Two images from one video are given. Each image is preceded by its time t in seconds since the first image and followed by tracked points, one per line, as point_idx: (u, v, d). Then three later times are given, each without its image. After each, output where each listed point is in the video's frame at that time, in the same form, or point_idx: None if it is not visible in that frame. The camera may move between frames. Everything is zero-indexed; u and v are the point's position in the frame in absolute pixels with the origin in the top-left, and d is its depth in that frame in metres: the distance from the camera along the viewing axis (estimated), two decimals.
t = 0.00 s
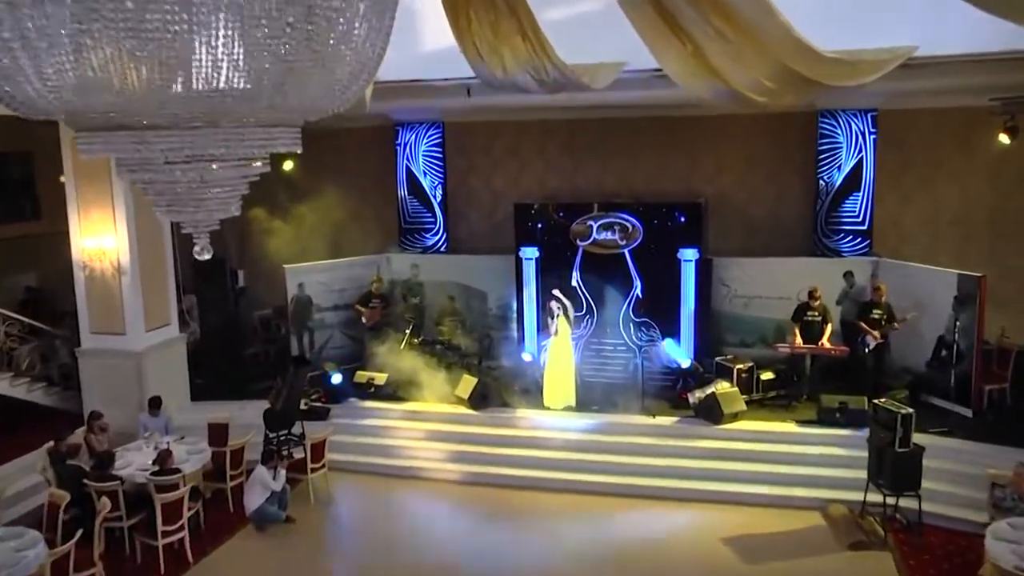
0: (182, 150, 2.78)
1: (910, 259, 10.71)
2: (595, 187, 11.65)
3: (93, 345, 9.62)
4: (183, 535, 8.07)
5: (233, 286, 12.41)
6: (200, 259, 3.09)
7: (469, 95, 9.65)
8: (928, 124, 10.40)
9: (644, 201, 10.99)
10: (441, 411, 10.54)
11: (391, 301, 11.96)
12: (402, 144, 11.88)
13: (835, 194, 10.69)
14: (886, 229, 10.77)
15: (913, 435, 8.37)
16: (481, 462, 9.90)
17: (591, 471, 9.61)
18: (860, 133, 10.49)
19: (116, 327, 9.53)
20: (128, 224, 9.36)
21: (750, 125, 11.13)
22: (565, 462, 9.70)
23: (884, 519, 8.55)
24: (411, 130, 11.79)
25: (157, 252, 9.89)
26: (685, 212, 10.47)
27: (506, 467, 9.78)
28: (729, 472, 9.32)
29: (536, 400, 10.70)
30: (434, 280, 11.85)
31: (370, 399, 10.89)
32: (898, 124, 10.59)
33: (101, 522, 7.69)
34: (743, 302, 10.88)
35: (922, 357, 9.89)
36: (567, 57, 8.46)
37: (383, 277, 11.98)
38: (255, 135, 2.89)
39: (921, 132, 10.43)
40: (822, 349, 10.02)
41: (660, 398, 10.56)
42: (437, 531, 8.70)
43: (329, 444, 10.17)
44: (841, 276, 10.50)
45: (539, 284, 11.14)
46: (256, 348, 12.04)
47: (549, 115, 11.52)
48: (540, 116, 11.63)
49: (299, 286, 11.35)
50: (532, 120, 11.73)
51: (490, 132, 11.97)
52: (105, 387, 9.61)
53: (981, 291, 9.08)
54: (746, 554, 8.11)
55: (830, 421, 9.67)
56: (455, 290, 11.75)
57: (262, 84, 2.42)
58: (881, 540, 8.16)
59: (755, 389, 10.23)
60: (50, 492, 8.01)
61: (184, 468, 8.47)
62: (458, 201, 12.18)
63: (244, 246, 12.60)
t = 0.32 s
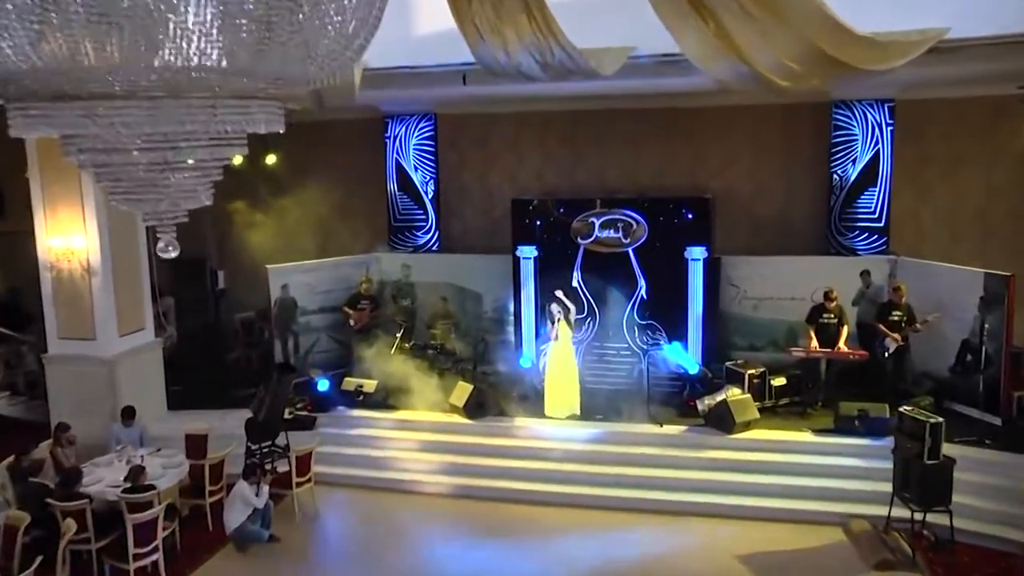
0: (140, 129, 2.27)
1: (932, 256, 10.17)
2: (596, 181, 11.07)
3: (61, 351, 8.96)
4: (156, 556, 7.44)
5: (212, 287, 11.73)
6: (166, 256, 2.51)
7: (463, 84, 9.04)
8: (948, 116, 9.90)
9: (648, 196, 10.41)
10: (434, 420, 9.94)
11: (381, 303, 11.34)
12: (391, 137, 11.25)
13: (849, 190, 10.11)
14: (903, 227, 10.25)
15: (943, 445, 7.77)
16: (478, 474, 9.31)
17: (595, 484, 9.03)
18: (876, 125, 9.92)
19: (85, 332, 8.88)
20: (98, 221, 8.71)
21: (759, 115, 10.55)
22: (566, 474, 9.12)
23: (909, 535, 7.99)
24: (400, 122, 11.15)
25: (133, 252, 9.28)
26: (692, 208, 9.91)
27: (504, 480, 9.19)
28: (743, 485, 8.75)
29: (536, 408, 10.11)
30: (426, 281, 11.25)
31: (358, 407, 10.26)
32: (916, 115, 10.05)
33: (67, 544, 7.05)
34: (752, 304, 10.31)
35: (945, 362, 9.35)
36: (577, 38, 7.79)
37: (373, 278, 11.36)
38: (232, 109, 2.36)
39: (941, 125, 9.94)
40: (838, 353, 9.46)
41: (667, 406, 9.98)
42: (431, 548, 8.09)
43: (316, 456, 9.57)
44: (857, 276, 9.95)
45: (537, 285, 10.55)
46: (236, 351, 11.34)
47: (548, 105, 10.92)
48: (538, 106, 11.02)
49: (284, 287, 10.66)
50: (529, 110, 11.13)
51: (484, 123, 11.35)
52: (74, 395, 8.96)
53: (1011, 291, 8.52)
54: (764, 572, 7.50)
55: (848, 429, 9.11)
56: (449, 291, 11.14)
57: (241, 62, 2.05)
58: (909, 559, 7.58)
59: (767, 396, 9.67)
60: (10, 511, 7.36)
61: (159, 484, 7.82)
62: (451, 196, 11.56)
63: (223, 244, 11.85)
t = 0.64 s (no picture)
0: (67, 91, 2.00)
1: (954, 253, 9.62)
2: (594, 176, 10.49)
3: (21, 358, 8.28)
4: None
5: (187, 289, 11.08)
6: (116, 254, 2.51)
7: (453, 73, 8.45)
8: (968, 107, 9.39)
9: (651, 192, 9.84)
10: (425, 429, 9.36)
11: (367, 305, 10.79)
12: (377, 129, 10.65)
13: (863, 185, 9.59)
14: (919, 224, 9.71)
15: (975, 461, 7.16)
16: (471, 489, 8.71)
17: (597, 498, 8.45)
18: (892, 116, 9.40)
19: (48, 338, 8.22)
20: (61, 218, 8.06)
21: (767, 106, 9.99)
22: (566, 488, 8.54)
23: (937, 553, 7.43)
24: (386, 114, 10.55)
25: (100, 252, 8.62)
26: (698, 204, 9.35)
27: (499, 495, 8.60)
28: (756, 499, 8.18)
29: (533, 417, 9.52)
30: (415, 282, 10.69)
31: (343, 416, 9.65)
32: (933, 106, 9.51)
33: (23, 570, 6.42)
34: (760, 306, 9.77)
35: (968, 366, 8.81)
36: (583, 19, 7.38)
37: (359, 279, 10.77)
38: (179, 78, 2.14)
39: (960, 116, 9.43)
40: (856, 358, 8.88)
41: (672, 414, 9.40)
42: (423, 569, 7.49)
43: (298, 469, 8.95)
44: (872, 276, 9.40)
45: (534, 286, 9.99)
46: (214, 357, 10.50)
47: (543, 95, 10.33)
48: (532, 96, 10.42)
49: (264, 289, 9.94)
50: (523, 101, 10.53)
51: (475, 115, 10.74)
52: (35, 406, 8.29)
53: None
54: None
55: (865, 439, 8.56)
56: (439, 293, 10.60)
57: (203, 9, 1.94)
58: None
59: (779, 403, 9.12)
60: None
61: (126, 503, 7.15)
62: (441, 192, 10.94)
63: (199, 246, 11.29)
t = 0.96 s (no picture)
0: None
1: (966, 252, 9.11)
2: (588, 169, 9.92)
3: None
4: None
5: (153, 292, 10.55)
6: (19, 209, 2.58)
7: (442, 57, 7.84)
8: (986, 94, 8.84)
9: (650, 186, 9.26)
10: (411, 439, 8.76)
11: (348, 307, 10.21)
12: (358, 121, 10.01)
13: (875, 179, 9.02)
14: (934, 220, 9.16)
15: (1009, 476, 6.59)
16: (459, 504, 8.11)
17: (596, 514, 7.87)
18: (907, 105, 8.84)
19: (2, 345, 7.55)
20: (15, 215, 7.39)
21: (771, 94, 9.42)
22: (562, 504, 7.95)
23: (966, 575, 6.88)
24: (369, 104, 9.93)
25: (60, 251, 7.99)
26: (701, 199, 8.80)
27: (490, 510, 8.01)
28: (766, 515, 7.61)
29: (525, 426, 8.92)
30: (399, 283, 10.09)
31: (323, 426, 9.03)
32: (950, 94, 8.95)
33: None
34: (766, 307, 9.21)
35: (991, 371, 8.27)
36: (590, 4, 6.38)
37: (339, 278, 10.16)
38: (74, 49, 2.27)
39: (977, 104, 8.88)
40: (871, 362, 8.30)
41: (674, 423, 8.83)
42: None
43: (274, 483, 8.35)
44: (886, 275, 8.85)
45: (526, 287, 9.41)
46: (185, 365, 9.84)
47: (536, 83, 9.73)
48: (523, 85, 9.83)
49: (238, 290, 9.23)
50: (513, 91, 9.94)
51: (463, 107, 10.13)
52: None
53: None
54: None
55: (881, 449, 8.01)
56: (425, 295, 10.01)
57: None
58: None
59: (787, 411, 8.58)
60: None
61: (84, 526, 6.48)
62: (427, 187, 10.34)
63: (166, 247, 10.88)
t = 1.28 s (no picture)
0: None
1: (983, 248, 8.58)
2: (580, 162, 9.34)
3: None
4: None
5: (115, 294, 9.88)
6: None
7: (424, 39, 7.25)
8: (1004, 82, 8.31)
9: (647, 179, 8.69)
10: (391, 451, 8.15)
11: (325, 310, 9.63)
12: (335, 111, 9.40)
13: (886, 171, 8.47)
14: (948, 215, 8.62)
15: None
16: (443, 522, 7.51)
17: (590, 532, 7.29)
18: (919, 93, 8.31)
19: None
20: None
21: (775, 82, 8.86)
22: (554, 521, 7.36)
23: None
24: (346, 93, 9.32)
25: (6, 247, 7.22)
26: (701, 194, 8.23)
27: (477, 529, 7.43)
28: (774, 533, 7.06)
29: (514, 438, 8.31)
30: (379, 283, 9.49)
31: (296, 438, 8.45)
32: (966, 81, 8.42)
33: None
34: (770, 309, 8.66)
35: (1012, 376, 7.73)
36: None
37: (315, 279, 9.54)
38: None
39: (995, 92, 8.35)
40: (884, 367, 7.76)
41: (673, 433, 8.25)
42: None
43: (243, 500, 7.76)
44: (898, 274, 8.31)
45: (514, 287, 8.81)
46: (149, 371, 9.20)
47: (525, 70, 9.15)
48: (512, 72, 9.24)
49: (206, 291, 8.60)
50: (500, 79, 9.35)
51: (447, 96, 9.53)
52: None
53: None
54: None
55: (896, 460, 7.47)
56: (407, 296, 9.41)
57: None
58: None
59: (795, 420, 8.04)
60: None
61: (27, 554, 5.86)
62: (409, 181, 9.73)
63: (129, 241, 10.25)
